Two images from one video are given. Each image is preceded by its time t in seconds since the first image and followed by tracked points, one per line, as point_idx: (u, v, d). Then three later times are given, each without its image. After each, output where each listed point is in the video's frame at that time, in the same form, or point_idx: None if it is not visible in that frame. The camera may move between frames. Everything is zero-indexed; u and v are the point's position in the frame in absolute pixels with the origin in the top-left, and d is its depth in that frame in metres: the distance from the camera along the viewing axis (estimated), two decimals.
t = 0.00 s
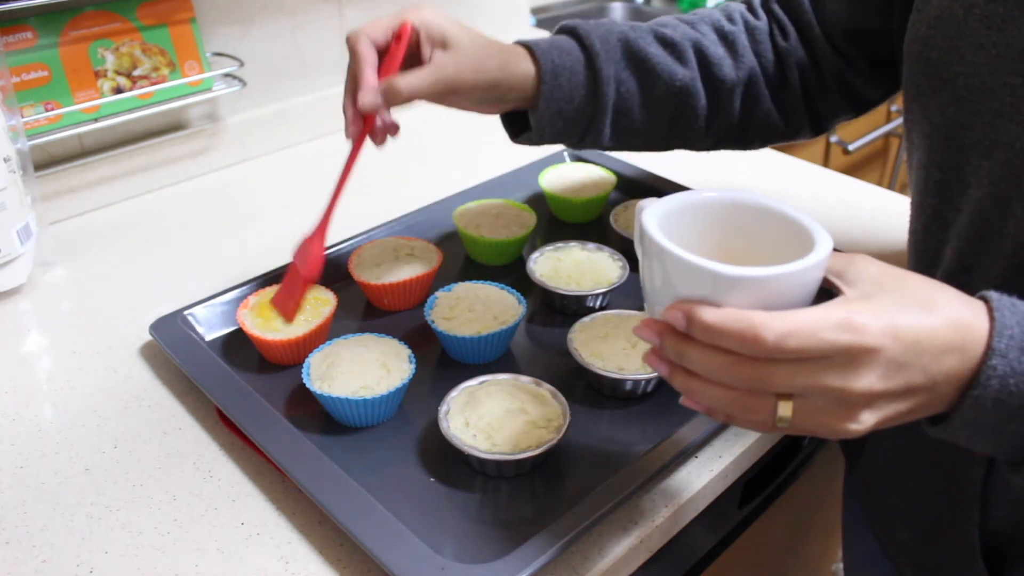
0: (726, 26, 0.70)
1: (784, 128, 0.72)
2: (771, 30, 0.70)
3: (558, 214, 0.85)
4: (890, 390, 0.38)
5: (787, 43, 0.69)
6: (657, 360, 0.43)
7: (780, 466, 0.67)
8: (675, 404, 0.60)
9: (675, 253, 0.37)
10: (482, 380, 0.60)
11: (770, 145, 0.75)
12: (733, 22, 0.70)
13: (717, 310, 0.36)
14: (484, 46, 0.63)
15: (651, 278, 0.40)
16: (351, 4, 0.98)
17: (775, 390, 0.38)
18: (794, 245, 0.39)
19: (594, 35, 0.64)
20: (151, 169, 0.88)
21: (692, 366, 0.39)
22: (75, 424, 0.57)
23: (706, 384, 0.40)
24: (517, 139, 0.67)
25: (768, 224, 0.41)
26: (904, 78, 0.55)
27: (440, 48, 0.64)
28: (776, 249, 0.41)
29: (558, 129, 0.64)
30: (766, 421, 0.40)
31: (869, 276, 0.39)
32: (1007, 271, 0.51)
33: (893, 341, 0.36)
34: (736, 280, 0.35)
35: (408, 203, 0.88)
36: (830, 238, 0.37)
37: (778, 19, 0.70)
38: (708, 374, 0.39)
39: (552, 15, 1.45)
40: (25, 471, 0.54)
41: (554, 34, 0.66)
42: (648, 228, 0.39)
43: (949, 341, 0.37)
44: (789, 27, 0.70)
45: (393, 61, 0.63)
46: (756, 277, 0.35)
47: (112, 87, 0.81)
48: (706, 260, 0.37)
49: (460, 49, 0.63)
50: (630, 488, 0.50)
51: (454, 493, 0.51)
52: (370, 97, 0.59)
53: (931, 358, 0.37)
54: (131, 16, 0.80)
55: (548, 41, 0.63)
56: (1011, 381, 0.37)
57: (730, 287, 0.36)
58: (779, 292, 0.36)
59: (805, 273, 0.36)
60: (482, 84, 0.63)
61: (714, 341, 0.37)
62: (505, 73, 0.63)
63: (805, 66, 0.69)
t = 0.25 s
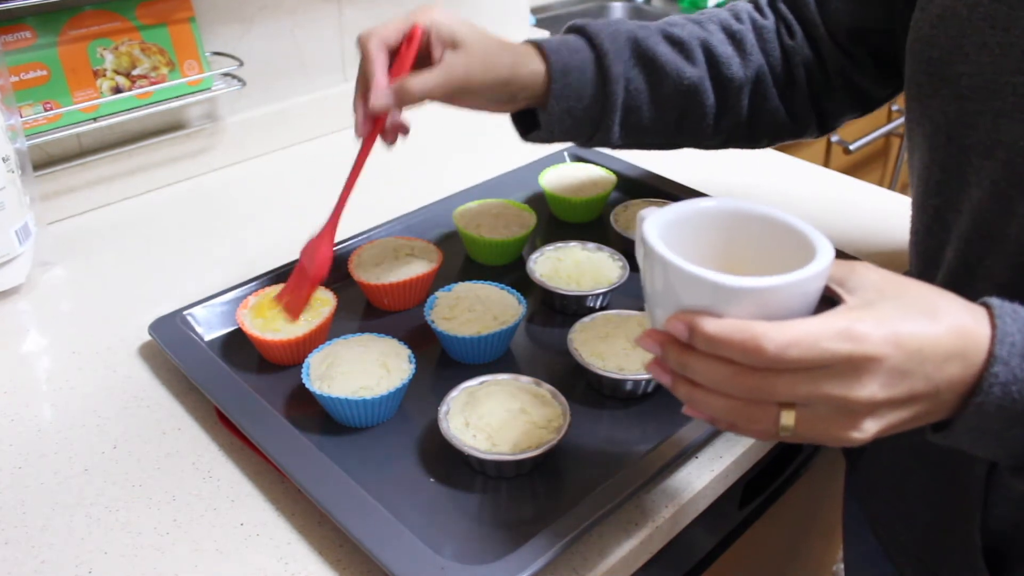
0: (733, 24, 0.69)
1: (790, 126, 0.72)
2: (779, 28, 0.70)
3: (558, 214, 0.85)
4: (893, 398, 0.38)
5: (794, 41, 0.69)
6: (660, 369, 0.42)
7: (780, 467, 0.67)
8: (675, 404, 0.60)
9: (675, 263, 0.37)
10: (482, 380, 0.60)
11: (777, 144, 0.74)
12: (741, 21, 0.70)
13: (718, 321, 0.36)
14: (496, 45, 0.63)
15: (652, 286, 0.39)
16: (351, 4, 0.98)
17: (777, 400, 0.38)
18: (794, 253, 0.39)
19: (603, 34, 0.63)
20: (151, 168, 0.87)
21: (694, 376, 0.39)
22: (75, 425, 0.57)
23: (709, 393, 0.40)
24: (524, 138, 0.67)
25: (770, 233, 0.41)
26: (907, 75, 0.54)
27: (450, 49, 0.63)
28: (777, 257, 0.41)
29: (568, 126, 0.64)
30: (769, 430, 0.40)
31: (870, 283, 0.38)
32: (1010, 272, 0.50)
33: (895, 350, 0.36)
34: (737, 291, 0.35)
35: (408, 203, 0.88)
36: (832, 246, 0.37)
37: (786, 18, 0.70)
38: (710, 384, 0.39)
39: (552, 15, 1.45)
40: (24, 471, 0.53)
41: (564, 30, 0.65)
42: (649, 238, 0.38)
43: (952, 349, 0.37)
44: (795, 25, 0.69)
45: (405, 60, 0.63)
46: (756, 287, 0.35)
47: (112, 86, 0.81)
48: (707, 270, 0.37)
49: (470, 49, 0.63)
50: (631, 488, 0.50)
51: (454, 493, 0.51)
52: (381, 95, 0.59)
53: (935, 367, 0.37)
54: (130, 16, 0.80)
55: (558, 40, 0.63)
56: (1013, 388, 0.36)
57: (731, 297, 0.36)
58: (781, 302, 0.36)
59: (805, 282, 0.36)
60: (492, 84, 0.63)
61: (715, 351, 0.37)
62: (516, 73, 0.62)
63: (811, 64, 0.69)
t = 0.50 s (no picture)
0: (760, 28, 0.71)
1: (817, 127, 0.72)
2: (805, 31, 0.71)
3: (558, 214, 0.85)
4: (880, 395, 0.38)
5: (817, 44, 0.70)
6: (652, 363, 0.43)
7: (780, 467, 0.67)
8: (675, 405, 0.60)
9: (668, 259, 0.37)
10: (482, 380, 0.60)
11: (804, 145, 0.75)
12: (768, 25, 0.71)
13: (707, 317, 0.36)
14: (530, 48, 0.66)
15: (646, 280, 0.40)
16: (351, 4, 0.98)
17: (765, 395, 0.38)
18: (787, 250, 0.39)
19: (632, 37, 0.67)
20: (151, 169, 0.88)
21: (684, 370, 0.40)
22: (75, 425, 0.57)
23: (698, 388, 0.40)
24: (558, 139, 0.70)
25: (762, 230, 0.41)
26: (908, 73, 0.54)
27: (488, 51, 0.66)
28: (770, 255, 0.41)
29: (599, 128, 0.67)
30: (757, 425, 0.40)
31: (861, 283, 0.39)
32: (1008, 271, 0.51)
33: (881, 347, 0.36)
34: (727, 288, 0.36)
35: (408, 203, 0.88)
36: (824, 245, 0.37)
37: (811, 22, 0.71)
38: (700, 378, 0.39)
39: (552, 15, 1.45)
40: (24, 471, 0.54)
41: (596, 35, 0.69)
42: (643, 234, 0.39)
43: (939, 348, 0.37)
44: (819, 28, 0.70)
45: (446, 59, 0.65)
46: (746, 284, 0.35)
47: (112, 87, 0.81)
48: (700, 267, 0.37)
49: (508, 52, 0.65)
50: (631, 488, 0.50)
51: (454, 494, 0.51)
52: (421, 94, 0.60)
53: (922, 365, 0.37)
54: (131, 16, 0.80)
55: (589, 45, 0.66)
56: (999, 387, 0.37)
57: (721, 294, 0.36)
58: (771, 299, 0.36)
59: (795, 280, 0.36)
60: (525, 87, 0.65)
61: (704, 345, 0.37)
62: (550, 76, 0.65)
63: (834, 66, 0.70)
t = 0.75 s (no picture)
0: (774, 42, 0.72)
1: (835, 137, 0.73)
2: (818, 42, 0.71)
3: (558, 214, 0.85)
4: (832, 388, 0.38)
5: (831, 55, 0.70)
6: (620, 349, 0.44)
7: (780, 467, 0.67)
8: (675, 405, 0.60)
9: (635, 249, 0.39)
10: (482, 380, 0.60)
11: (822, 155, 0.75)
12: (782, 38, 0.72)
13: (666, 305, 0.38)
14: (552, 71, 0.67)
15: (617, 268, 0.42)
16: (351, 4, 0.98)
17: (720, 383, 0.40)
18: (754, 245, 0.42)
19: (648, 58, 0.67)
20: (151, 169, 0.88)
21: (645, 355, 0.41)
22: (75, 425, 0.57)
23: (659, 374, 0.42)
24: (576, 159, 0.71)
25: (736, 226, 0.43)
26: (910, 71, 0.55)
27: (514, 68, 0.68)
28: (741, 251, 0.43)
29: (620, 150, 0.68)
30: (714, 412, 0.41)
31: (827, 282, 0.40)
32: (1006, 268, 0.51)
33: (832, 341, 0.37)
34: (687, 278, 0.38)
35: (408, 203, 0.88)
36: (784, 245, 0.39)
37: (824, 32, 0.71)
38: (658, 363, 0.41)
39: (552, 15, 1.45)
40: (24, 471, 0.54)
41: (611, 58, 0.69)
42: (616, 222, 0.42)
43: (894, 345, 0.38)
44: (832, 38, 0.71)
45: (471, 74, 0.67)
46: (707, 275, 0.38)
47: (112, 87, 0.81)
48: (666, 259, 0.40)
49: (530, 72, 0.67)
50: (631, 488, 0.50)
51: (454, 494, 0.51)
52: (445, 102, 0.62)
53: (876, 361, 0.38)
54: (131, 16, 0.80)
55: (605, 67, 0.66)
56: (951, 386, 0.37)
57: (682, 283, 0.38)
58: (729, 290, 0.38)
59: (754, 274, 0.38)
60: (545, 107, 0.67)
61: (661, 330, 0.39)
62: (569, 96, 0.66)
63: (850, 74, 0.70)
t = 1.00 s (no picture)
0: (810, 14, 0.72)
1: (846, 120, 0.74)
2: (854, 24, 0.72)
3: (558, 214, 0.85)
4: (760, 371, 0.43)
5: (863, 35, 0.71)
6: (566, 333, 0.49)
7: (779, 467, 0.67)
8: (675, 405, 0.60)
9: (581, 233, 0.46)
10: (482, 380, 0.60)
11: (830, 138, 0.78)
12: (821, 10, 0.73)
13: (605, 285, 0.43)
14: None
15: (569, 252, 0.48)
16: (351, 4, 0.98)
17: (654, 363, 0.44)
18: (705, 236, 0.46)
19: None
20: (151, 168, 0.88)
21: (587, 336, 0.46)
22: (75, 425, 0.57)
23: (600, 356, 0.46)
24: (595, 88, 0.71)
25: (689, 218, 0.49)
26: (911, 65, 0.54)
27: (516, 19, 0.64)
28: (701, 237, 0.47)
29: (647, 86, 0.68)
30: (650, 393, 0.46)
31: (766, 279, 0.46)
32: (1005, 262, 0.51)
33: (760, 325, 0.42)
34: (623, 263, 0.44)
35: (408, 203, 0.88)
36: (725, 239, 0.45)
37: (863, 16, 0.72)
38: (599, 343, 0.45)
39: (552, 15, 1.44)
40: (24, 471, 0.54)
41: None
42: (569, 211, 0.49)
43: (822, 334, 0.42)
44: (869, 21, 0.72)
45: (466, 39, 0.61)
46: (642, 261, 0.43)
47: (112, 87, 0.81)
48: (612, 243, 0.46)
49: None
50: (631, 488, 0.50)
51: (454, 493, 0.51)
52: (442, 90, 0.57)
53: (804, 347, 0.42)
54: (131, 16, 0.80)
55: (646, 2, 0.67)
56: (880, 374, 0.41)
57: (622, 267, 0.44)
58: (663, 276, 0.44)
59: (688, 262, 0.44)
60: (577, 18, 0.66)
61: (601, 309, 0.44)
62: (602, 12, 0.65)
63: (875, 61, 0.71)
